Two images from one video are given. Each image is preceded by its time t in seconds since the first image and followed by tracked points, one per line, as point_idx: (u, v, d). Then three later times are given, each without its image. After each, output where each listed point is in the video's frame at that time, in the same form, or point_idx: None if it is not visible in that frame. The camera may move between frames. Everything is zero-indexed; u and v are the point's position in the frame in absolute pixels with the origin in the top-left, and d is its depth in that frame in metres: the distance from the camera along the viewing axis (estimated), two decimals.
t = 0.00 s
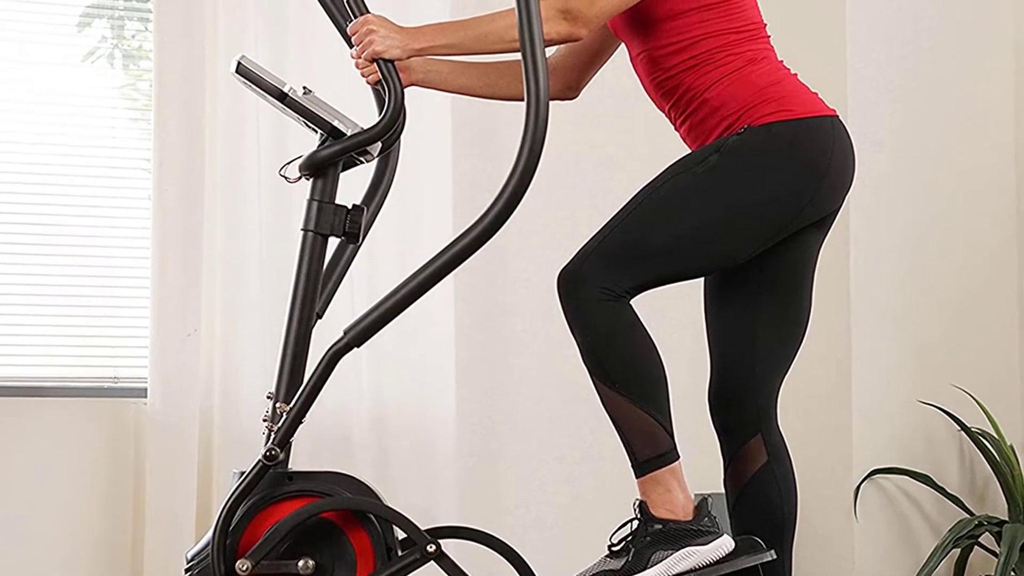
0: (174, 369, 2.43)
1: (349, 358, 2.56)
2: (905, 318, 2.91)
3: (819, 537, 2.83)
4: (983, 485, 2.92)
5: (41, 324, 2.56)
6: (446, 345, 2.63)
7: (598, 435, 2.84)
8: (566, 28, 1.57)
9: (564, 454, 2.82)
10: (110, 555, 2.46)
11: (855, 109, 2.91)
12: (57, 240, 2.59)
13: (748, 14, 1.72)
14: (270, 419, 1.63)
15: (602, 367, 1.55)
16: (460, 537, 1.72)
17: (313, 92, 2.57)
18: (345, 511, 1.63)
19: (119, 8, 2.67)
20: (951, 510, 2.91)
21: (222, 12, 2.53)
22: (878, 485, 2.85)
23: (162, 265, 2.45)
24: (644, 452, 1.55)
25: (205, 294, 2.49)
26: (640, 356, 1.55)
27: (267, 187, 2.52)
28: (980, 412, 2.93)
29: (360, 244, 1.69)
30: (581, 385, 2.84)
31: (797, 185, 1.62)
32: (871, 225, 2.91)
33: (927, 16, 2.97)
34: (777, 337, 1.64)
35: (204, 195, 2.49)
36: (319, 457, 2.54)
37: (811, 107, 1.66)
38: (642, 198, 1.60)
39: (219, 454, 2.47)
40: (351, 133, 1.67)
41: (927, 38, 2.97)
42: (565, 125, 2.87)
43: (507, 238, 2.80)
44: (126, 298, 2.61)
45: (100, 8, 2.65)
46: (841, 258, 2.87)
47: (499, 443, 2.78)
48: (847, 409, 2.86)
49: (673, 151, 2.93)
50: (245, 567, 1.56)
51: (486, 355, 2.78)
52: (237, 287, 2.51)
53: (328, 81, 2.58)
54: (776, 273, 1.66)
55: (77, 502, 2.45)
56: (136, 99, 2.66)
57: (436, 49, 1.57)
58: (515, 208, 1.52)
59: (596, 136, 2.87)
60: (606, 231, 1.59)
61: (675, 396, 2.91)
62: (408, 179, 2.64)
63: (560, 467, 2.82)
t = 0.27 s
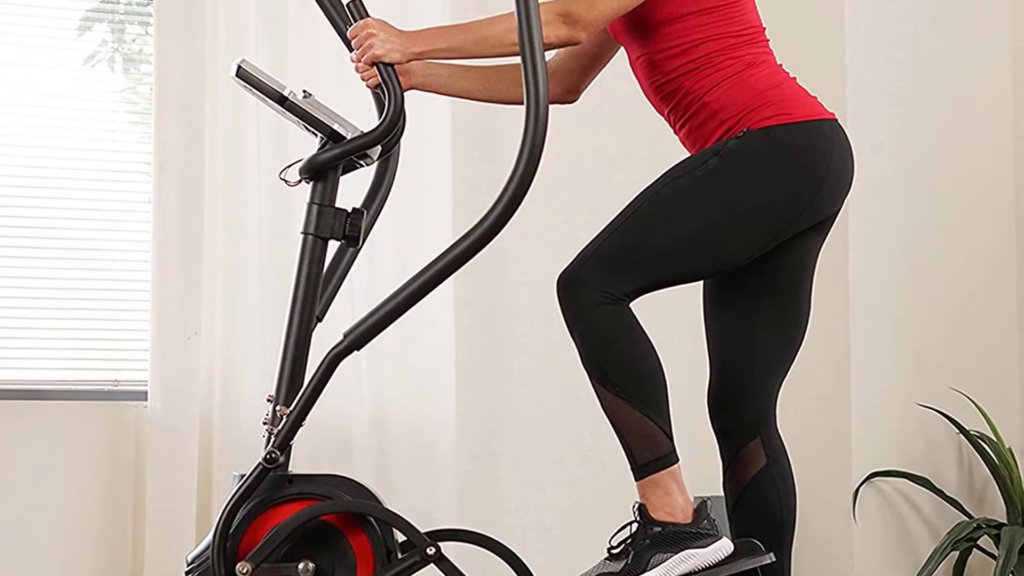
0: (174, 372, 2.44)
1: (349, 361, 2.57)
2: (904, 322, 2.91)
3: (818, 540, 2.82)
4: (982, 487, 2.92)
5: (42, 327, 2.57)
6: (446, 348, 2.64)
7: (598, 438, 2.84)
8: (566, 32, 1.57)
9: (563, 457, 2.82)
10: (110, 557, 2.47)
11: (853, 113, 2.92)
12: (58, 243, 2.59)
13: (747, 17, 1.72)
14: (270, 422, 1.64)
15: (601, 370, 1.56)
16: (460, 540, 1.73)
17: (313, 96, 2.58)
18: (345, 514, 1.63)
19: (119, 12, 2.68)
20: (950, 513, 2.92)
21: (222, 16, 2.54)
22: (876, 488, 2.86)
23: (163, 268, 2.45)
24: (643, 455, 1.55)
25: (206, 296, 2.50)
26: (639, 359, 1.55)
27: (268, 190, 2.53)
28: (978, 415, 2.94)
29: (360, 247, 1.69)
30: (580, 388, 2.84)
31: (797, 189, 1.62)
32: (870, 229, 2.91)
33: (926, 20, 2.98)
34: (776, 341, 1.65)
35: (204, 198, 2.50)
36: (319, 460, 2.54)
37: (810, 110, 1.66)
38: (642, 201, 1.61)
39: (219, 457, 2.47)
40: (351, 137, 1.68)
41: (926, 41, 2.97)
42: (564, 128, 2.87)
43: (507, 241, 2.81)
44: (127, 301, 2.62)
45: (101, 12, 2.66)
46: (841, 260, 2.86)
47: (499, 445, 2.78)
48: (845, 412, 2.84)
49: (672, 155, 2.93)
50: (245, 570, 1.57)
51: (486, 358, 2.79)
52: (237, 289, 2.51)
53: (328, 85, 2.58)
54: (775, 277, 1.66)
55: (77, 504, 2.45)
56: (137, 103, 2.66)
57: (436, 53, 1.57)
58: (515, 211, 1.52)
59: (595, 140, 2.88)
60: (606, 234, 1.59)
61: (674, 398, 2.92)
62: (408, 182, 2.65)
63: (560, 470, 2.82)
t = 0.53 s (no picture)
0: (175, 376, 2.44)
1: (349, 364, 2.57)
2: (903, 326, 2.91)
3: (816, 542, 2.87)
4: (980, 490, 2.92)
5: (43, 332, 2.57)
6: (446, 352, 2.64)
7: (598, 441, 2.85)
8: (565, 36, 1.58)
9: (563, 460, 2.83)
10: (110, 562, 2.47)
11: (852, 117, 2.92)
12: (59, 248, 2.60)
13: (746, 21, 1.72)
14: (270, 426, 1.64)
15: (601, 373, 1.56)
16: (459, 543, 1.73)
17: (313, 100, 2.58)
18: (345, 517, 1.64)
19: (120, 17, 2.69)
20: (948, 516, 2.91)
21: (223, 20, 2.55)
22: (875, 492, 2.85)
23: (163, 272, 2.46)
24: (642, 459, 1.56)
25: (206, 300, 2.50)
26: (638, 362, 1.56)
27: (268, 194, 2.53)
28: (977, 418, 2.94)
29: (360, 251, 1.69)
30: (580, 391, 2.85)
31: (795, 193, 1.63)
32: (868, 234, 2.92)
33: (925, 24, 2.98)
34: (774, 345, 1.65)
35: (204, 201, 2.50)
36: (319, 464, 2.55)
37: (809, 114, 1.67)
38: (641, 205, 1.61)
39: (219, 461, 2.48)
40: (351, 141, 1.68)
41: (925, 45, 2.98)
42: (564, 133, 2.88)
43: (506, 244, 2.81)
44: (127, 306, 2.62)
45: (102, 17, 2.68)
46: (840, 267, 2.91)
47: (498, 449, 2.79)
48: (844, 415, 2.87)
49: (671, 159, 2.94)
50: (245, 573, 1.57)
51: (486, 362, 2.80)
52: (237, 294, 2.52)
53: (328, 89, 2.59)
54: (774, 281, 1.67)
55: (77, 508, 2.45)
56: (137, 107, 2.67)
57: (436, 57, 1.58)
58: (515, 215, 1.53)
59: (594, 144, 2.89)
60: (605, 238, 1.60)
61: (673, 402, 2.92)
62: (407, 187, 2.65)
63: (559, 474, 2.82)
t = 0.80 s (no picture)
0: (176, 380, 2.44)
1: (349, 368, 2.58)
2: (902, 330, 2.92)
3: (815, 546, 2.85)
4: (979, 495, 2.95)
5: (44, 335, 2.58)
6: (446, 356, 2.64)
7: (597, 445, 2.85)
8: (565, 41, 1.58)
9: (562, 464, 2.83)
10: (111, 566, 2.47)
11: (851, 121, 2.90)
12: (60, 252, 2.61)
13: (744, 27, 1.73)
14: (270, 429, 1.64)
15: (600, 377, 1.57)
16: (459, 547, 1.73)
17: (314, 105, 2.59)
18: (345, 521, 1.64)
19: (121, 22, 2.69)
20: (946, 521, 2.94)
21: (223, 26, 2.55)
22: (873, 495, 2.85)
23: (164, 276, 2.46)
24: (641, 463, 1.56)
25: (206, 304, 2.51)
26: (638, 366, 1.56)
27: (268, 198, 2.54)
28: (975, 422, 2.96)
29: (360, 256, 1.69)
30: (579, 396, 2.85)
31: (794, 197, 1.64)
32: (866, 239, 2.91)
33: (924, 29, 2.99)
34: (773, 349, 1.66)
35: (205, 206, 2.51)
36: (319, 467, 2.55)
37: (807, 119, 1.67)
38: (640, 210, 1.62)
39: (219, 465, 2.48)
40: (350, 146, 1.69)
41: (923, 51, 2.99)
42: (563, 138, 2.88)
43: (506, 249, 2.82)
44: (127, 310, 2.63)
45: (102, 21, 2.68)
46: (838, 270, 2.89)
47: (498, 453, 2.79)
48: (843, 418, 2.85)
49: (670, 163, 2.95)
50: None
51: (485, 366, 2.80)
52: (237, 298, 2.53)
53: (328, 94, 2.59)
54: (773, 286, 1.67)
55: (78, 512, 2.46)
56: (138, 112, 2.68)
57: (436, 62, 1.59)
58: (515, 219, 1.53)
59: (594, 149, 2.89)
60: (604, 242, 1.61)
61: (672, 407, 2.93)
62: (407, 191, 2.66)
63: (559, 478, 2.83)
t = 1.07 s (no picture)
0: (176, 385, 2.45)
1: (349, 373, 2.59)
2: (899, 334, 2.93)
3: (813, 550, 2.88)
4: (976, 498, 2.95)
5: (44, 341, 2.58)
6: (446, 360, 2.65)
7: (596, 450, 2.86)
8: (564, 47, 1.59)
9: (561, 468, 2.84)
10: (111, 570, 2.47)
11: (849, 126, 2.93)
12: (61, 257, 2.61)
13: (743, 33, 1.74)
14: (271, 434, 1.65)
15: (599, 382, 1.57)
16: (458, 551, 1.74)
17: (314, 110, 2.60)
18: (346, 525, 1.65)
19: (122, 27, 2.70)
20: (945, 524, 2.93)
21: (223, 31, 2.56)
22: (871, 499, 2.87)
23: (164, 281, 2.47)
24: (640, 467, 1.57)
25: (206, 309, 2.51)
26: (636, 371, 1.57)
27: (268, 204, 2.55)
28: (973, 427, 2.96)
29: (360, 261, 1.70)
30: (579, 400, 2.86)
31: (792, 203, 1.64)
32: (865, 243, 2.93)
33: (922, 35, 3.00)
34: (772, 354, 1.66)
35: (205, 211, 2.52)
36: (319, 472, 2.56)
37: (805, 125, 1.68)
38: (639, 215, 1.63)
39: (219, 469, 2.49)
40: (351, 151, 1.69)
41: (921, 56, 3.00)
42: (563, 143, 2.89)
43: (505, 253, 2.83)
44: (128, 315, 2.63)
45: (103, 27, 2.69)
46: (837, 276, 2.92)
47: (498, 458, 2.80)
48: (841, 423, 2.88)
49: (669, 169, 2.96)
50: None
51: (485, 371, 2.81)
52: (237, 303, 2.53)
53: (328, 100, 2.60)
54: (772, 291, 1.68)
55: (78, 516, 2.46)
56: (138, 117, 2.68)
57: (435, 68, 1.59)
58: (514, 224, 1.54)
59: (593, 154, 2.90)
60: (603, 247, 1.61)
61: (671, 412, 2.94)
62: (407, 197, 2.67)
63: (558, 482, 2.83)
